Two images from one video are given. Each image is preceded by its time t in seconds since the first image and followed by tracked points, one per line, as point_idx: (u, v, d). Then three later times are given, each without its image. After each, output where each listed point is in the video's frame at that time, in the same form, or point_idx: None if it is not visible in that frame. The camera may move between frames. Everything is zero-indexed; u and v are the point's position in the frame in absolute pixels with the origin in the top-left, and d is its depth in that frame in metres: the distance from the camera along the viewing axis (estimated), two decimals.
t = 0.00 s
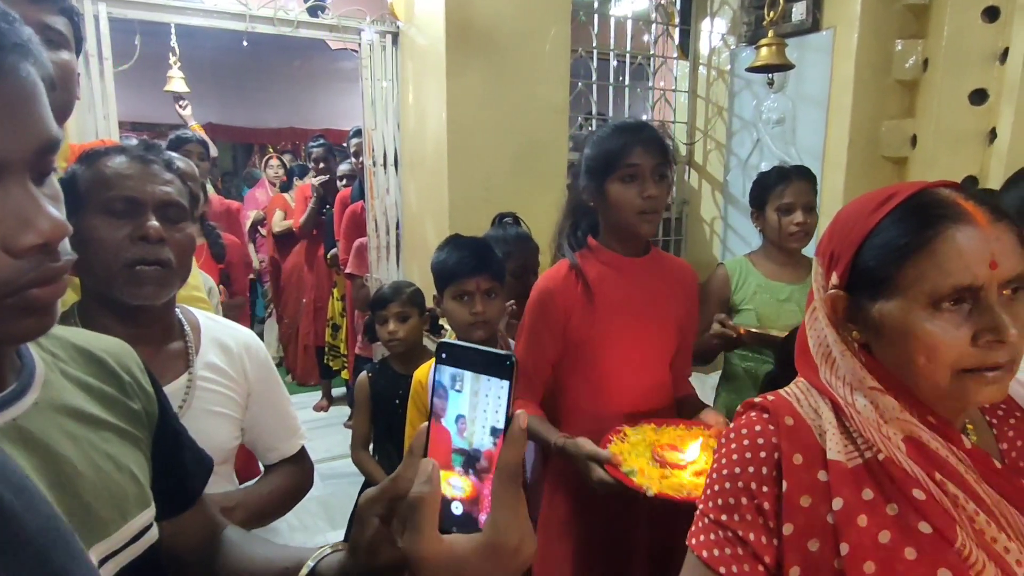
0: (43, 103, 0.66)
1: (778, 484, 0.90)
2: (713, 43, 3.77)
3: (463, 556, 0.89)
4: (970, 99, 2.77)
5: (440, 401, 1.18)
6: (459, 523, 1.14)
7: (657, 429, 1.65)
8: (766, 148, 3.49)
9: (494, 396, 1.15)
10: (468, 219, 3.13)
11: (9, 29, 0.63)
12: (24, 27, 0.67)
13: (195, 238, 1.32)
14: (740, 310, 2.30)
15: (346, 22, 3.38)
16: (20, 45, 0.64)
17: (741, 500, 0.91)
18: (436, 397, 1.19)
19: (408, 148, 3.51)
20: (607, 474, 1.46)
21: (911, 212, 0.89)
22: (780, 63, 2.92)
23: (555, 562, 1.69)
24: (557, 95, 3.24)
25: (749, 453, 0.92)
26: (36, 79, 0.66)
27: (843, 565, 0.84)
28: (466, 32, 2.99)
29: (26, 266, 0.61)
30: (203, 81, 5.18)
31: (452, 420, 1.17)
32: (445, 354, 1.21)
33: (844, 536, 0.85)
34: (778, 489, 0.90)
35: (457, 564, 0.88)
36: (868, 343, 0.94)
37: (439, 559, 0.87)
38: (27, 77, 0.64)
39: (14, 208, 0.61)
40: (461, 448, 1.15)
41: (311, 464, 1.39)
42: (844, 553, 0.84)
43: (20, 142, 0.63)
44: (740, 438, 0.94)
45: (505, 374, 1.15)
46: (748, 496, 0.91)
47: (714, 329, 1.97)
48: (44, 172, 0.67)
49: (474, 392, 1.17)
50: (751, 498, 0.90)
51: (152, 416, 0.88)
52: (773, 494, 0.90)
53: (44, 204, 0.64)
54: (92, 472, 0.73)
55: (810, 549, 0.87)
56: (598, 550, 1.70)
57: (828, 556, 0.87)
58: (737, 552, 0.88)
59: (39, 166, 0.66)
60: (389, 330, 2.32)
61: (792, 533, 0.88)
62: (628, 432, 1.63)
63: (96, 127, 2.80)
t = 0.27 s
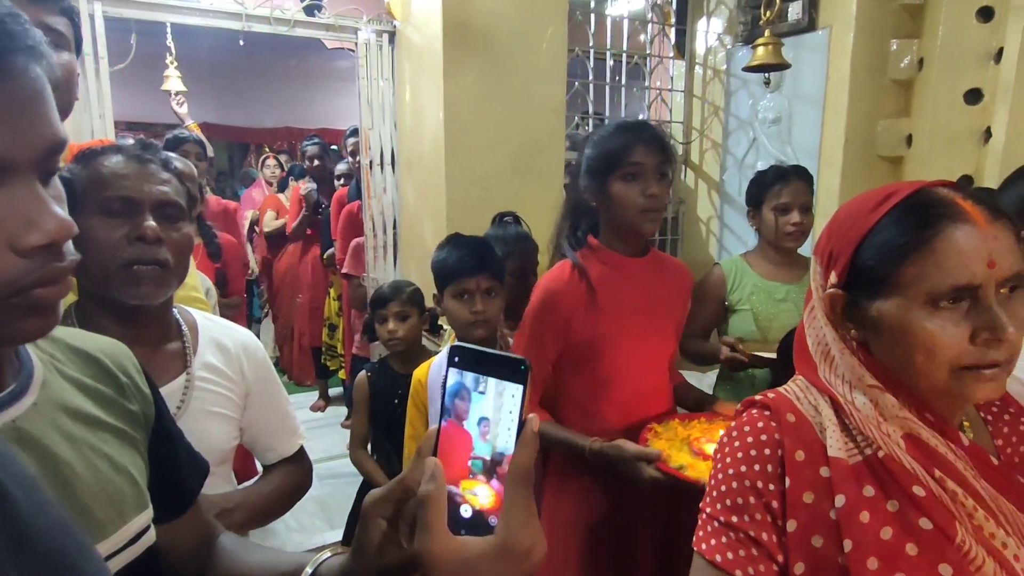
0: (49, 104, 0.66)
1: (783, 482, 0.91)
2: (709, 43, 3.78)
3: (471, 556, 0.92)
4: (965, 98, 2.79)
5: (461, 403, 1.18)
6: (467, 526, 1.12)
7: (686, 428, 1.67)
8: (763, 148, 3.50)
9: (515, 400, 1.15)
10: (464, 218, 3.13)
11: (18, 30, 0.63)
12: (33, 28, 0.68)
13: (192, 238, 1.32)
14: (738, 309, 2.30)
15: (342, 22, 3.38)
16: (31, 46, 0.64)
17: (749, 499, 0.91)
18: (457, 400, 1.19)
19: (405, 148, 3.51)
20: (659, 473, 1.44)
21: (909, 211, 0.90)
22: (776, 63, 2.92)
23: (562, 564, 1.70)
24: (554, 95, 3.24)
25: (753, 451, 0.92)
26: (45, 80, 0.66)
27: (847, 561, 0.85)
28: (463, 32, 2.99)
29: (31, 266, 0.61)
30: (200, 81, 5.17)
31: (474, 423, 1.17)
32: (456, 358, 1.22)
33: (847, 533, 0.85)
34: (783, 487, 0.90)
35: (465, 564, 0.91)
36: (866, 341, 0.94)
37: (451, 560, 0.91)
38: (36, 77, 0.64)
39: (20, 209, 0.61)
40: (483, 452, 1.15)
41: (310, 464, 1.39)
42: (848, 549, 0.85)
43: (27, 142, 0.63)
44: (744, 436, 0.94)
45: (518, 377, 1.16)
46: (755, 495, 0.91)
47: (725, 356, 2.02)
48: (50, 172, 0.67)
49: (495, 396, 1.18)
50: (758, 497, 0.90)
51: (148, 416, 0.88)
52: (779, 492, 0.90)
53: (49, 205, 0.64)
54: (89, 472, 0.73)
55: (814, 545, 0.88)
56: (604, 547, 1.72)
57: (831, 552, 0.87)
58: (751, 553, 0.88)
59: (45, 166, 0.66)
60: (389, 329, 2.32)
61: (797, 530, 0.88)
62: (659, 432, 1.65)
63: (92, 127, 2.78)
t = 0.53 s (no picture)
0: (38, 103, 0.65)
1: (783, 478, 0.90)
2: (704, 42, 3.78)
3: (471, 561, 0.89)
4: (958, 97, 2.80)
5: (461, 407, 1.19)
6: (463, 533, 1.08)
7: (701, 395, 1.71)
8: (757, 147, 3.51)
9: (517, 406, 1.17)
10: (459, 217, 3.12)
11: (6, 28, 0.63)
12: (21, 27, 0.67)
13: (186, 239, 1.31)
14: (734, 308, 2.31)
15: (337, 21, 3.37)
16: (19, 45, 0.64)
17: (753, 496, 0.90)
18: (458, 403, 1.20)
19: (400, 147, 3.50)
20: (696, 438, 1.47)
21: (904, 209, 0.90)
22: (770, 62, 2.93)
23: (563, 566, 1.71)
24: (549, 94, 3.24)
25: (753, 448, 0.92)
26: (33, 79, 0.65)
27: (847, 557, 0.85)
28: (458, 31, 2.99)
29: (19, 265, 0.60)
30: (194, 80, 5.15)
31: (473, 428, 1.17)
32: (457, 363, 1.24)
33: (846, 529, 0.85)
34: (784, 483, 0.90)
35: (465, 568, 0.89)
36: (861, 338, 0.95)
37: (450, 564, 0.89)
38: (24, 76, 0.64)
39: (10, 208, 0.61)
40: (481, 456, 1.14)
41: (306, 465, 1.39)
42: (847, 545, 0.85)
43: (16, 141, 0.62)
44: (743, 433, 0.94)
45: (520, 385, 1.18)
46: (758, 491, 0.90)
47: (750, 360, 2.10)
48: (38, 171, 0.66)
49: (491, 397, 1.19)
50: (761, 494, 0.90)
51: (140, 418, 0.87)
52: (782, 489, 0.90)
53: (38, 204, 0.63)
54: (78, 475, 0.73)
55: (814, 541, 0.88)
56: (604, 547, 1.74)
57: (832, 548, 0.88)
58: (761, 550, 0.87)
59: (34, 165, 0.65)
60: (385, 328, 2.31)
61: (797, 526, 0.88)
62: (679, 402, 1.68)
63: (85, 126, 2.77)
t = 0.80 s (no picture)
0: (24, 101, 0.65)
1: (779, 475, 0.90)
2: (699, 41, 3.78)
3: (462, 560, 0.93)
4: (952, 96, 2.80)
5: (452, 405, 1.18)
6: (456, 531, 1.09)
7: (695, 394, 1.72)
8: (752, 146, 3.51)
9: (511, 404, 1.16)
10: (455, 217, 3.12)
11: None
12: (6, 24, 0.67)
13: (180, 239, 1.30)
14: (731, 308, 2.31)
15: (332, 20, 3.36)
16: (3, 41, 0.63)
17: (749, 493, 0.90)
18: (449, 403, 1.19)
19: (395, 146, 3.49)
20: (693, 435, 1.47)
21: (898, 207, 0.90)
22: (765, 61, 2.94)
23: (556, 566, 1.72)
24: (544, 94, 3.23)
25: (749, 445, 0.92)
26: (18, 76, 0.65)
27: (841, 554, 0.85)
28: (453, 30, 2.98)
29: (4, 264, 0.60)
30: (188, 79, 5.15)
31: (468, 427, 1.16)
32: (445, 364, 1.22)
33: (841, 526, 0.85)
34: (780, 480, 0.90)
35: (456, 568, 0.92)
36: (856, 337, 0.94)
37: (441, 564, 0.92)
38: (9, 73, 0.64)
39: None
40: (476, 455, 1.14)
41: (300, 465, 1.38)
42: (841, 542, 0.85)
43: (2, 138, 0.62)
44: (739, 429, 0.94)
45: (512, 386, 1.17)
46: (754, 489, 0.90)
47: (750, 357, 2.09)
48: (23, 169, 0.66)
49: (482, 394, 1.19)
50: (758, 491, 0.90)
51: (131, 420, 0.87)
52: (777, 485, 0.90)
53: (23, 203, 0.63)
54: (66, 477, 0.73)
55: (809, 538, 0.88)
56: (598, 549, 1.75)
57: (827, 545, 0.87)
58: (757, 546, 0.87)
59: (20, 164, 0.65)
60: (381, 328, 2.31)
61: (792, 523, 0.88)
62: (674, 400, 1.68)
63: (78, 125, 2.76)
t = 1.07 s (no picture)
0: (18, 99, 0.64)
1: (773, 475, 0.90)
2: (696, 40, 3.78)
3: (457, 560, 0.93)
4: (948, 95, 2.81)
5: (454, 407, 1.18)
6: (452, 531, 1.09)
7: (679, 409, 1.71)
8: (750, 145, 3.51)
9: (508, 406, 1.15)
10: (452, 216, 3.12)
11: None
12: None
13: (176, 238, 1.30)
14: (728, 308, 2.32)
15: (329, 19, 3.35)
16: None
17: (739, 492, 0.90)
18: (452, 405, 1.19)
19: (392, 146, 3.49)
20: (660, 457, 1.48)
21: (897, 206, 0.90)
22: (763, 60, 2.94)
23: (551, 566, 1.71)
24: (541, 93, 3.23)
25: (743, 445, 0.92)
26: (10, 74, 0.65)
27: (836, 555, 0.85)
28: (450, 29, 2.97)
29: None
30: (185, 79, 5.13)
31: (469, 430, 1.15)
32: (444, 364, 1.22)
33: (836, 526, 0.85)
34: (773, 480, 0.90)
35: (451, 568, 0.92)
36: (855, 336, 0.94)
37: (438, 562, 0.93)
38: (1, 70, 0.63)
39: None
40: (478, 458, 1.13)
41: (298, 465, 1.38)
42: (836, 542, 0.85)
43: None
44: (734, 429, 0.94)
45: (509, 387, 1.16)
46: (745, 488, 0.90)
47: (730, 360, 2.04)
48: (16, 168, 0.65)
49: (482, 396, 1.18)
50: (748, 490, 0.90)
51: (125, 421, 0.86)
52: (770, 485, 0.90)
53: (16, 201, 0.63)
54: (60, 478, 0.72)
55: (804, 538, 0.87)
56: (593, 548, 1.74)
57: (822, 545, 0.87)
58: (741, 543, 0.88)
59: (13, 161, 0.64)
60: (379, 327, 2.30)
61: (787, 523, 0.88)
62: (653, 416, 1.68)
63: (74, 124, 2.75)
